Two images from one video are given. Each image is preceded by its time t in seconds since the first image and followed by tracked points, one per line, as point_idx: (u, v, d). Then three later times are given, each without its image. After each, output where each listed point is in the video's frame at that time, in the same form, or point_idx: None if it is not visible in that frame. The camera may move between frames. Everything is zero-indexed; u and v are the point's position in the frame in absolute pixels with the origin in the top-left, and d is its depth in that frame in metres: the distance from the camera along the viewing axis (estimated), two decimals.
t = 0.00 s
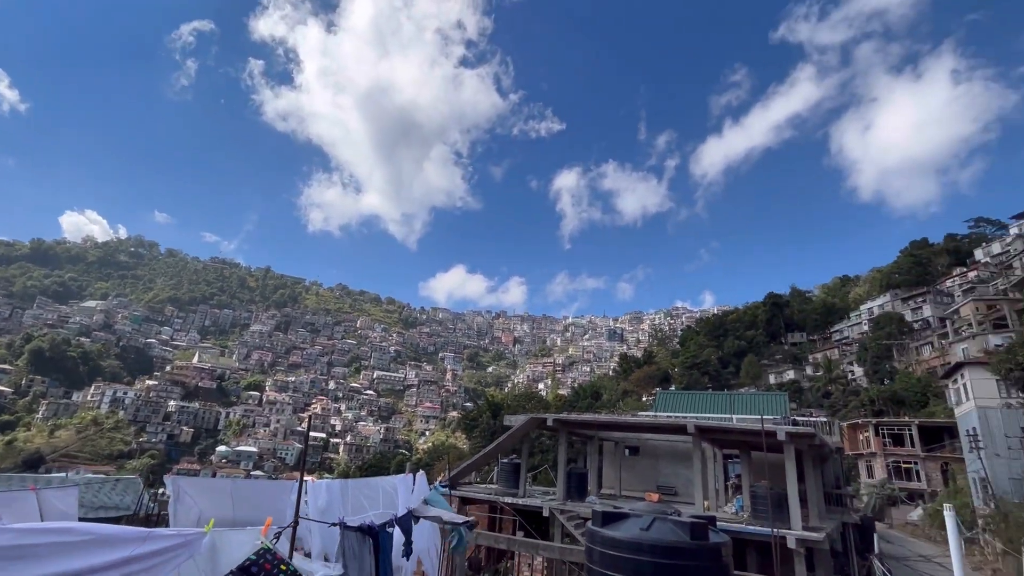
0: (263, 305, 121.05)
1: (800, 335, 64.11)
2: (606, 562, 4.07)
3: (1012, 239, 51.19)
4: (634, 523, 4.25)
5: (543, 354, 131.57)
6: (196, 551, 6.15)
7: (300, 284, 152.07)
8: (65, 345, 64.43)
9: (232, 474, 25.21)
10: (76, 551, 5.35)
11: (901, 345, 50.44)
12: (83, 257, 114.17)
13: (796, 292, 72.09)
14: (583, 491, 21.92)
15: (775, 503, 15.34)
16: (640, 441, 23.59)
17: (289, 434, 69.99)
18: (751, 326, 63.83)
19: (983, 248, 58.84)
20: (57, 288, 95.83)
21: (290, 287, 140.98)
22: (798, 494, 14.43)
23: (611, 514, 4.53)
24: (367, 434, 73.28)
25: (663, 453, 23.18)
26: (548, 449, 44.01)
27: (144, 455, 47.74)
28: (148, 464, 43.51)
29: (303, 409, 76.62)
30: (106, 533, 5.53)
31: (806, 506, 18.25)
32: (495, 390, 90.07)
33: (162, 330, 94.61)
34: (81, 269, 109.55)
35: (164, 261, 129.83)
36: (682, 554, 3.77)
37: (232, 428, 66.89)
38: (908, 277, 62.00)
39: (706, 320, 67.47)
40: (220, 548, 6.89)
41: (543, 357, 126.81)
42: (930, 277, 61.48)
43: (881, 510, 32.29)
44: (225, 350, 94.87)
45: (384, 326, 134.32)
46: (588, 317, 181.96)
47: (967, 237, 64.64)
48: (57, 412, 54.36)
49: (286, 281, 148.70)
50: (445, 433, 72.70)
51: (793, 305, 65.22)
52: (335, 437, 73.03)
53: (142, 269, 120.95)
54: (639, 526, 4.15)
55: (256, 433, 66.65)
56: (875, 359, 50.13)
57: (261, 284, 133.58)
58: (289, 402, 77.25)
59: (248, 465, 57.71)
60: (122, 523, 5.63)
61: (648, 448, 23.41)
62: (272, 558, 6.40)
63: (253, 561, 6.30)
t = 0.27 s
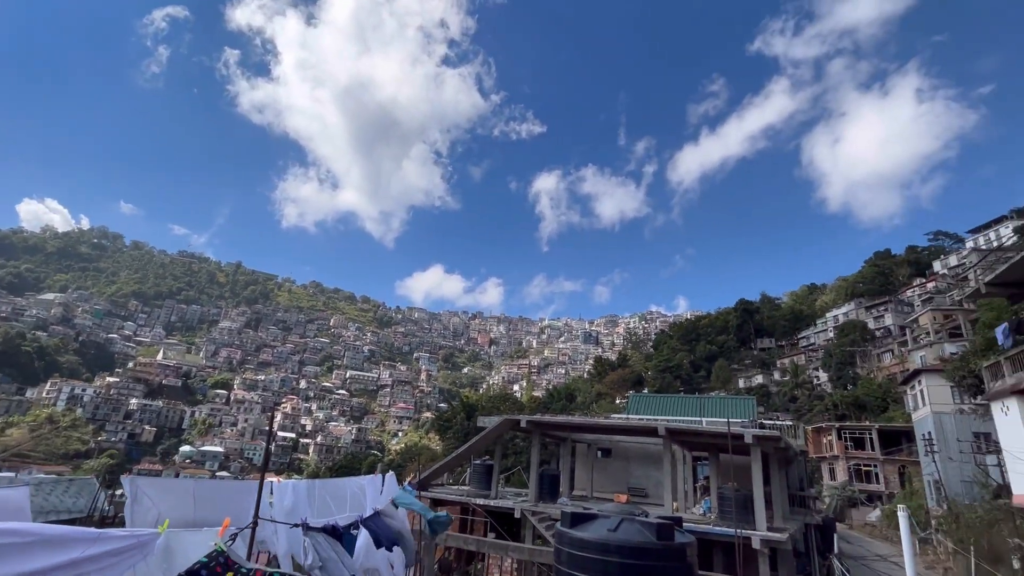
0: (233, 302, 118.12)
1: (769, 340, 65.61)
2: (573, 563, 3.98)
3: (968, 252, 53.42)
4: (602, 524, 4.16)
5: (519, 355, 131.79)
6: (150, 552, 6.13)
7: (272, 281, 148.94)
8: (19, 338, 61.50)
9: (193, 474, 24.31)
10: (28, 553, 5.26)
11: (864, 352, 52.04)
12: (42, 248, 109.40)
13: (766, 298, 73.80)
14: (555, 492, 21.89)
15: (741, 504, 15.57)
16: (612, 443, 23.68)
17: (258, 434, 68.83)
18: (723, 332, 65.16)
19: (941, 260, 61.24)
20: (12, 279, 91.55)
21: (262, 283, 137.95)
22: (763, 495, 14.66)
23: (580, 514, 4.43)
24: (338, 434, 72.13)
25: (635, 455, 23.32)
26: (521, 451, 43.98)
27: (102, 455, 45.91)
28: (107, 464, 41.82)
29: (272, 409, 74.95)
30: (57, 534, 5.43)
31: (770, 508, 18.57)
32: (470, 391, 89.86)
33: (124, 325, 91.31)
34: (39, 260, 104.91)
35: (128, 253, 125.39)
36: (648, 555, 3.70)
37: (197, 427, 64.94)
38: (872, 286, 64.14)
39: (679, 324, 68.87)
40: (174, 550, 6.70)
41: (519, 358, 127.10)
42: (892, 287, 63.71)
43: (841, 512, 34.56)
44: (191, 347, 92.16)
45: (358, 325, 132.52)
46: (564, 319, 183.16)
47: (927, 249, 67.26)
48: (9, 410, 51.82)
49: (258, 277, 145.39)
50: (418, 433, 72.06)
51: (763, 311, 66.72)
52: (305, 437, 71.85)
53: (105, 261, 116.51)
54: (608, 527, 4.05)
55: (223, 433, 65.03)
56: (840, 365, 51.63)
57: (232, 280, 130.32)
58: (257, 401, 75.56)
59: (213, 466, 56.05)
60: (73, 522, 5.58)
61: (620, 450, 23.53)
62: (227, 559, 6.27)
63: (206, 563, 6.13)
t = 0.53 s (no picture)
0: (208, 299, 115.60)
1: (745, 343, 66.64)
2: (551, 563, 3.89)
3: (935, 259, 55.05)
4: (580, 524, 4.08)
5: (500, 356, 131.73)
6: (114, 554, 6.00)
7: (249, 278, 146.19)
8: None
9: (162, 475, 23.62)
10: None
11: (836, 355, 53.19)
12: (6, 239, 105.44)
13: (743, 302, 75.05)
14: (534, 492, 21.80)
15: (716, 503, 15.72)
16: (591, 443, 23.74)
17: (232, 434, 67.15)
18: (701, 334, 66.20)
19: (910, 267, 63.07)
20: None
21: (239, 280, 135.30)
22: (738, 495, 14.81)
23: (558, 514, 4.34)
24: (315, 434, 71.11)
25: (613, 455, 23.43)
26: (500, 451, 43.87)
27: (67, 455, 44.37)
28: (72, 464, 40.47)
29: (247, 408, 73.51)
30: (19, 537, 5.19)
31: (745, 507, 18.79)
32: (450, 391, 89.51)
33: (93, 321, 88.58)
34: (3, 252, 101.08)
35: (98, 247, 121.66)
36: (626, 554, 3.63)
37: (168, 427, 63.31)
38: (845, 291, 65.74)
39: (658, 326, 69.67)
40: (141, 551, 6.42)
41: (499, 358, 127.09)
42: (864, 292, 65.31)
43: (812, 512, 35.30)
44: (164, 344, 89.87)
45: (337, 324, 130.96)
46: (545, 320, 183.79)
47: (897, 256, 69.20)
48: None
49: (234, 273, 142.51)
50: (397, 434, 71.42)
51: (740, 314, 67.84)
52: (281, 437, 70.65)
53: (73, 255, 112.83)
54: (585, 526, 3.99)
55: (195, 432, 63.54)
56: (813, 368, 52.75)
57: (207, 276, 127.50)
58: (231, 401, 73.99)
59: (184, 467, 54.64)
60: (36, 525, 5.35)
61: (599, 450, 23.60)
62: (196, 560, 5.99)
63: (176, 563, 5.86)
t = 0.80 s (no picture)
0: (190, 296, 113.68)
1: (729, 343, 67.33)
2: (537, 563, 3.83)
3: (914, 261, 56.15)
4: (567, 523, 4.03)
5: (486, 355, 131.68)
6: (89, 558, 5.74)
7: (232, 275, 144.06)
8: None
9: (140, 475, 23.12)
10: None
11: (818, 355, 53.99)
12: None
13: (727, 302, 75.89)
14: (520, 491, 21.76)
15: (700, 502, 15.81)
16: (577, 442, 23.77)
17: (213, 433, 65.99)
18: (686, 334, 66.88)
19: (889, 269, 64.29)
20: None
21: (222, 277, 133.28)
22: (722, 493, 14.92)
23: (545, 514, 4.28)
24: (300, 433, 70.37)
25: (598, 454, 23.49)
26: (487, 450, 43.84)
27: (42, 456, 43.24)
28: (47, 465, 39.48)
29: (229, 407, 72.45)
30: None
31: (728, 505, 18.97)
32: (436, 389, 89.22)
33: (69, 318, 86.52)
34: None
35: (76, 242, 118.82)
36: (613, 553, 3.58)
37: (148, 426, 62.11)
38: (826, 292, 66.83)
39: (644, 326, 70.19)
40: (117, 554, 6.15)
41: (486, 357, 127.06)
42: (844, 293, 66.41)
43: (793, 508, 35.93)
44: (144, 342, 88.14)
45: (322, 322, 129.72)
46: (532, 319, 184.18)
47: (877, 258, 70.52)
48: None
49: (217, 270, 140.33)
50: (382, 433, 70.95)
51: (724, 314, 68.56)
52: (264, 436, 69.75)
53: (50, 250, 110.15)
54: (572, 525, 3.93)
55: (175, 432, 62.42)
56: (795, 367, 53.48)
57: (189, 273, 125.33)
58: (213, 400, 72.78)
59: (164, 467, 53.62)
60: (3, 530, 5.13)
61: (585, 449, 23.63)
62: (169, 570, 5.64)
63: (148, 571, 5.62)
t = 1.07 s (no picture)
0: (177, 294, 112.52)
1: (719, 340, 67.80)
2: (530, 561, 3.80)
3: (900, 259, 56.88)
4: (559, 521, 4.01)
5: (478, 353, 131.67)
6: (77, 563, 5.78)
7: (221, 273, 142.68)
8: None
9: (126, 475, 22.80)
10: None
11: (806, 352, 54.55)
12: None
13: (717, 299, 76.50)
14: (512, 489, 21.71)
15: (691, 498, 15.89)
16: (569, 439, 23.81)
17: (202, 433, 65.31)
18: (676, 331, 67.36)
19: (875, 267, 65.14)
20: None
21: (210, 276, 131.99)
22: (712, 490, 15.03)
23: (536, 512, 4.27)
24: (290, 432, 70.02)
25: (587, 453, 23.58)
26: (478, 448, 43.85)
27: (27, 456, 42.63)
28: (31, 466, 38.93)
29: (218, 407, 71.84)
30: None
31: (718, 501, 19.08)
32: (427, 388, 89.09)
33: (54, 316, 85.21)
34: None
35: (60, 240, 116.94)
36: (605, 550, 3.58)
37: (135, 426, 61.36)
38: (814, 290, 67.55)
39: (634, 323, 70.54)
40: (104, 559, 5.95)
41: (478, 355, 127.04)
42: (832, 290, 67.17)
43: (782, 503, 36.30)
44: (131, 341, 87.13)
45: (313, 320, 128.95)
46: (523, 317, 184.38)
47: (864, 256, 71.42)
48: None
49: (205, 268, 138.91)
50: (373, 431, 70.66)
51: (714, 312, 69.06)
52: (254, 436, 69.28)
53: (33, 247, 108.39)
54: (564, 523, 3.91)
55: (163, 432, 61.80)
56: (783, 364, 54.03)
57: (176, 271, 124.00)
58: (201, 399, 72.12)
59: (152, 467, 52.99)
60: None
61: (576, 448, 23.72)
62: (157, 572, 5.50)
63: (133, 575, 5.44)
